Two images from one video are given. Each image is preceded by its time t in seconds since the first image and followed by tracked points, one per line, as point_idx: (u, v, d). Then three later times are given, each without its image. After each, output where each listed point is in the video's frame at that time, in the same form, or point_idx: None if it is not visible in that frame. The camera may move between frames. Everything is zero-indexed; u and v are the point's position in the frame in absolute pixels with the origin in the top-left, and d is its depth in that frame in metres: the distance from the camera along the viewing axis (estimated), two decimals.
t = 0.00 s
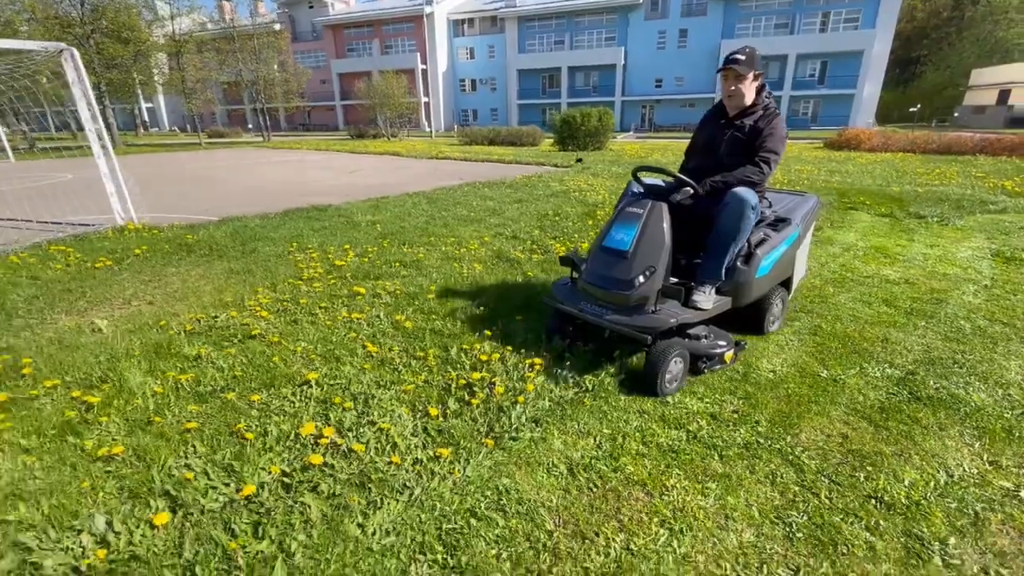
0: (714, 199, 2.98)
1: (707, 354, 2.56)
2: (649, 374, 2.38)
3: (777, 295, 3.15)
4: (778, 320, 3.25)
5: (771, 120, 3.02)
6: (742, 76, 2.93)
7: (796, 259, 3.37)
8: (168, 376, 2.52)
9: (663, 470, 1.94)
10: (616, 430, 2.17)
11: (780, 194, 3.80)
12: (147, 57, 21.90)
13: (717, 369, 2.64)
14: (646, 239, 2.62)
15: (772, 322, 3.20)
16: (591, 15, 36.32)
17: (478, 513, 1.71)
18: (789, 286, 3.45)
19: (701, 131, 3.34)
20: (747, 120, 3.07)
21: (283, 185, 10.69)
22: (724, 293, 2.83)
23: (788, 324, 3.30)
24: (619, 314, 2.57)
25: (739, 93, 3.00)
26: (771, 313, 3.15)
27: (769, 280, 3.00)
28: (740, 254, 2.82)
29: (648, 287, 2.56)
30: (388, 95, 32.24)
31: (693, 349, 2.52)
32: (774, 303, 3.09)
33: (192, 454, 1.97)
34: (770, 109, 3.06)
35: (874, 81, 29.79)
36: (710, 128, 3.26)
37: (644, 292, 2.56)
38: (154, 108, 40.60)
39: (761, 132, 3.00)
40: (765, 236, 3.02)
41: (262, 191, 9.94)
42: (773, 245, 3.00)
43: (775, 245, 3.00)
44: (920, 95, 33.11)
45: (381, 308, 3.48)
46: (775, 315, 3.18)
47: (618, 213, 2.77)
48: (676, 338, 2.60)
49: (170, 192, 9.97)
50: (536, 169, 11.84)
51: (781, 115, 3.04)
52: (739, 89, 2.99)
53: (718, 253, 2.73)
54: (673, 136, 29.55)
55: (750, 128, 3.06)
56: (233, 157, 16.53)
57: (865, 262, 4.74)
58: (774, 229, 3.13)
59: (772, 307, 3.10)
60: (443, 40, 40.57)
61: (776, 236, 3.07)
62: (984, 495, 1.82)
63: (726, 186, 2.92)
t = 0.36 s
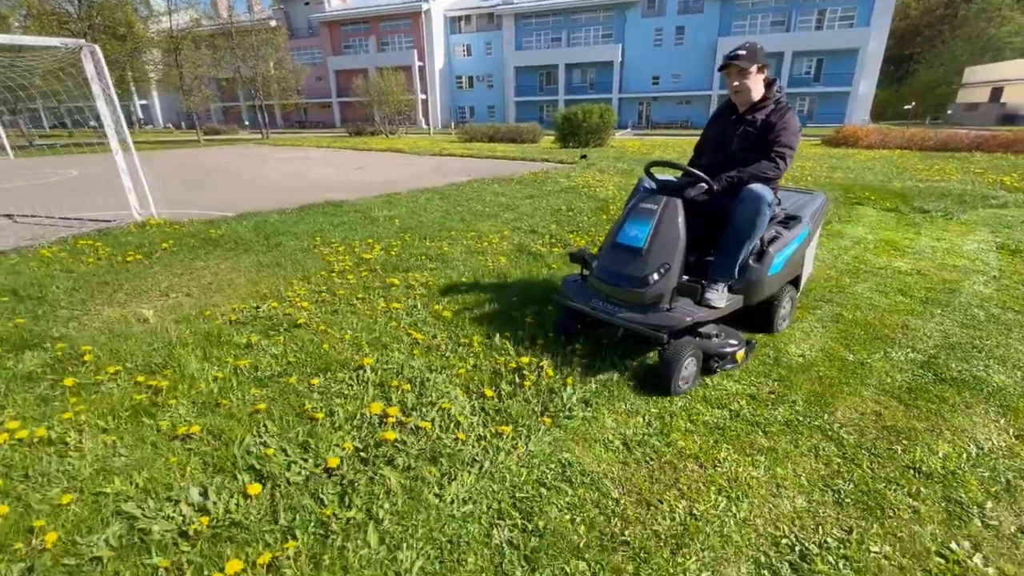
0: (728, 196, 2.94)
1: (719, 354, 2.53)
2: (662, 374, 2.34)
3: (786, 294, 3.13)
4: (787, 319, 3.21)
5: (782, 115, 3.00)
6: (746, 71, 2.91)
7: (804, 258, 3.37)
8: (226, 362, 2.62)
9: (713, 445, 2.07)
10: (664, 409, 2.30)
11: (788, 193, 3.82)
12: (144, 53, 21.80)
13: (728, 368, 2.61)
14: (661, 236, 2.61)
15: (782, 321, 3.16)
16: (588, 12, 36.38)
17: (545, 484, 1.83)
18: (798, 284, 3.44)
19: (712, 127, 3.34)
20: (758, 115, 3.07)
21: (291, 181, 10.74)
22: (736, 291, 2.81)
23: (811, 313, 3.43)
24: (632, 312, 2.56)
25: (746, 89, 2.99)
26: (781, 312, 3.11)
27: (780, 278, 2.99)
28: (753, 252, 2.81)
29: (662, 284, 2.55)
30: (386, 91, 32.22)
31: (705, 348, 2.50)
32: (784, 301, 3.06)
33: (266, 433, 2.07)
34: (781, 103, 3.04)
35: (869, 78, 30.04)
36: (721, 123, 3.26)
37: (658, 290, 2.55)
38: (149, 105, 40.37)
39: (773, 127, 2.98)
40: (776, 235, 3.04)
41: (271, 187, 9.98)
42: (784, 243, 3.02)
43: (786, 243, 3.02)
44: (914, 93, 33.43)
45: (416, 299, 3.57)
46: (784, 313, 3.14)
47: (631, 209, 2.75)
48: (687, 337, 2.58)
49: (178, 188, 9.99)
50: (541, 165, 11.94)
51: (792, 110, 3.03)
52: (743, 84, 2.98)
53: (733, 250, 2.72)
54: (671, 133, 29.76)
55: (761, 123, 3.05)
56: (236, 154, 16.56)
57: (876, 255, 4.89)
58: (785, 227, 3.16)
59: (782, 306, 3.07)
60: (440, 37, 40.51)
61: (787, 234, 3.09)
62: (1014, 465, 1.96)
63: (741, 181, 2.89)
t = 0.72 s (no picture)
0: (726, 192, 2.98)
1: (721, 350, 2.55)
2: (666, 372, 2.37)
3: (785, 291, 3.14)
4: (786, 316, 3.23)
5: (783, 113, 3.04)
6: (747, 69, 2.95)
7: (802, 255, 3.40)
8: (280, 346, 2.77)
9: (745, 416, 2.25)
10: (697, 387, 2.48)
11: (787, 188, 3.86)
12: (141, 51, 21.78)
13: (729, 365, 2.64)
14: (662, 232, 2.60)
15: (781, 318, 3.17)
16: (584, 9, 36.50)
17: (596, 451, 1.99)
18: (796, 281, 3.48)
19: (713, 125, 3.38)
20: (760, 112, 3.11)
21: (298, 177, 10.85)
22: (737, 288, 2.83)
23: (821, 301, 3.63)
24: (634, 308, 2.56)
25: (747, 87, 3.04)
26: (780, 308, 3.13)
27: (779, 275, 3.01)
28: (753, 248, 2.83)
29: (664, 281, 2.55)
30: (384, 89, 32.25)
31: (707, 345, 2.50)
32: (783, 297, 3.08)
33: (332, 409, 2.22)
34: (782, 101, 3.09)
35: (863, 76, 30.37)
36: (721, 121, 3.31)
37: (660, 286, 2.54)
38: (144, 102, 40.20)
39: (774, 125, 3.02)
40: (775, 231, 3.06)
41: (279, 184, 10.10)
42: (783, 239, 3.04)
43: (785, 239, 3.04)
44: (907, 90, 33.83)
45: (446, 290, 3.72)
46: (783, 310, 3.16)
47: (632, 206, 2.75)
48: (689, 334, 2.58)
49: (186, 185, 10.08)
50: (545, 162, 12.10)
51: (793, 108, 3.08)
52: (744, 83, 3.02)
53: (735, 246, 2.74)
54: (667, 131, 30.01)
55: (762, 121, 3.09)
56: (238, 151, 16.59)
57: (878, 247, 5.10)
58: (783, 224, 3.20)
59: (781, 302, 3.08)
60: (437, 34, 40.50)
61: (786, 230, 3.13)
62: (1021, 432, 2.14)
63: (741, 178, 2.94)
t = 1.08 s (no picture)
0: (730, 190, 3.12)
1: (723, 349, 2.52)
2: (669, 370, 2.35)
3: (786, 290, 3.17)
4: (786, 316, 3.26)
5: (780, 110, 3.16)
6: (748, 67, 3.04)
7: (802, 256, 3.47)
8: (327, 333, 2.92)
9: (772, 393, 2.43)
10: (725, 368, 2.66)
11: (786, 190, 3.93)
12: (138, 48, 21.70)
13: (731, 365, 2.62)
14: (664, 231, 2.63)
15: (781, 317, 3.20)
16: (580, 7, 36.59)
17: (636, 425, 2.15)
18: (796, 280, 3.52)
19: (713, 123, 3.48)
20: (757, 110, 3.22)
21: (304, 174, 10.94)
22: (739, 287, 2.89)
23: (831, 290, 3.81)
24: (637, 307, 2.59)
25: (746, 85, 3.14)
26: (780, 307, 3.16)
27: (780, 273, 3.08)
28: (754, 248, 2.90)
29: (666, 279, 2.58)
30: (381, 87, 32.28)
31: (710, 345, 2.49)
32: (784, 297, 3.12)
33: (389, 388, 2.37)
34: (780, 100, 3.19)
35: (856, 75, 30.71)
36: (721, 119, 3.41)
37: (663, 285, 2.57)
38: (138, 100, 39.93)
39: (773, 123, 3.13)
40: (776, 230, 3.15)
41: (288, 181, 10.18)
42: (784, 238, 3.13)
43: (787, 239, 3.13)
44: (899, 89, 34.27)
45: (473, 282, 3.87)
46: (784, 310, 3.18)
47: (635, 204, 2.77)
48: (691, 334, 2.58)
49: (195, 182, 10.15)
50: (548, 160, 12.24)
51: (790, 106, 3.19)
52: (744, 81, 3.12)
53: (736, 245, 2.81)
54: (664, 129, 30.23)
55: (760, 119, 3.20)
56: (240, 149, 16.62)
57: (881, 240, 5.29)
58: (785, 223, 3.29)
59: (782, 302, 3.12)
60: (432, 32, 40.49)
61: (786, 230, 3.20)
62: None
63: (741, 176, 3.07)
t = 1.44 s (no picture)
0: (738, 191, 3.02)
1: (735, 350, 2.47)
2: (682, 373, 2.32)
3: (794, 290, 3.16)
4: (794, 315, 3.25)
5: (793, 110, 3.02)
6: (758, 65, 2.91)
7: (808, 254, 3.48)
8: (375, 323, 3.05)
9: (803, 375, 2.59)
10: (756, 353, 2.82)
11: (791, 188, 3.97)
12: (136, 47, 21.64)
13: (742, 365, 2.57)
14: (675, 231, 2.58)
15: (789, 317, 3.18)
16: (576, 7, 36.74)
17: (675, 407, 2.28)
18: (802, 280, 3.52)
19: (721, 121, 3.34)
20: (770, 109, 3.07)
21: (312, 173, 11.02)
22: (748, 286, 2.88)
23: (846, 282, 3.97)
24: (648, 308, 2.54)
25: (757, 83, 3.00)
26: (788, 307, 3.14)
27: (789, 273, 3.07)
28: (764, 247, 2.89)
29: (678, 280, 2.53)
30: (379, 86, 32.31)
31: (722, 345, 2.44)
32: (792, 296, 3.10)
33: (445, 372, 2.51)
34: (792, 98, 3.05)
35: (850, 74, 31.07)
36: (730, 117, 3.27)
37: (675, 286, 2.53)
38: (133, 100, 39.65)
39: (784, 122, 3.00)
40: (786, 229, 3.16)
41: (298, 179, 10.27)
42: (792, 237, 3.14)
43: (795, 237, 3.15)
44: (892, 88, 34.71)
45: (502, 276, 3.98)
46: (792, 309, 3.17)
47: (644, 204, 2.72)
48: (701, 334, 2.52)
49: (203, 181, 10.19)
50: (552, 159, 12.39)
51: (803, 104, 3.05)
52: (755, 79, 2.98)
53: (746, 245, 2.79)
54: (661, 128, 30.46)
55: (772, 117, 3.06)
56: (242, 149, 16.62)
57: (887, 235, 5.47)
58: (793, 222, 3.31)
59: (790, 301, 3.11)
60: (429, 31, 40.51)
61: (794, 228, 3.22)
62: None
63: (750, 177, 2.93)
